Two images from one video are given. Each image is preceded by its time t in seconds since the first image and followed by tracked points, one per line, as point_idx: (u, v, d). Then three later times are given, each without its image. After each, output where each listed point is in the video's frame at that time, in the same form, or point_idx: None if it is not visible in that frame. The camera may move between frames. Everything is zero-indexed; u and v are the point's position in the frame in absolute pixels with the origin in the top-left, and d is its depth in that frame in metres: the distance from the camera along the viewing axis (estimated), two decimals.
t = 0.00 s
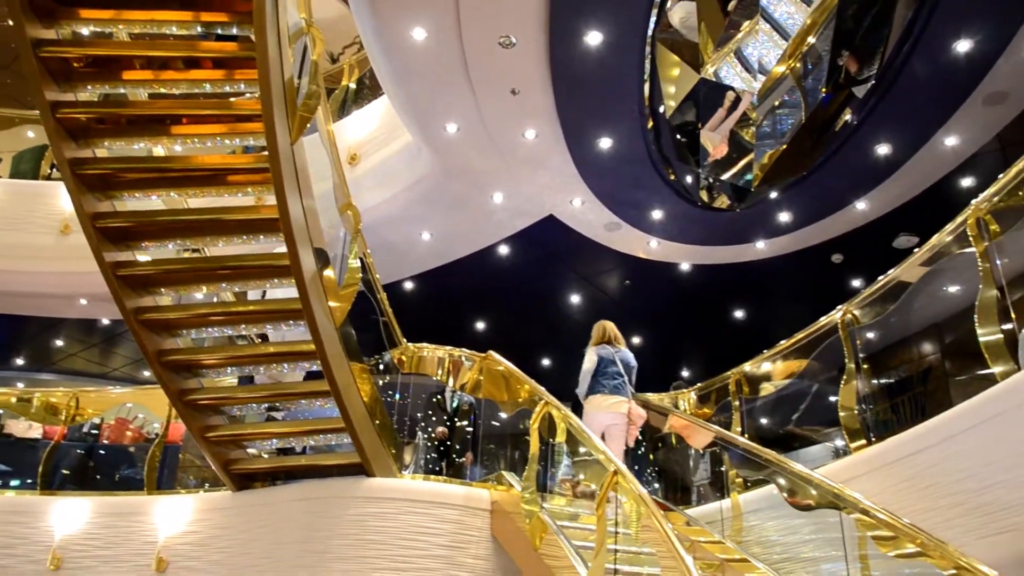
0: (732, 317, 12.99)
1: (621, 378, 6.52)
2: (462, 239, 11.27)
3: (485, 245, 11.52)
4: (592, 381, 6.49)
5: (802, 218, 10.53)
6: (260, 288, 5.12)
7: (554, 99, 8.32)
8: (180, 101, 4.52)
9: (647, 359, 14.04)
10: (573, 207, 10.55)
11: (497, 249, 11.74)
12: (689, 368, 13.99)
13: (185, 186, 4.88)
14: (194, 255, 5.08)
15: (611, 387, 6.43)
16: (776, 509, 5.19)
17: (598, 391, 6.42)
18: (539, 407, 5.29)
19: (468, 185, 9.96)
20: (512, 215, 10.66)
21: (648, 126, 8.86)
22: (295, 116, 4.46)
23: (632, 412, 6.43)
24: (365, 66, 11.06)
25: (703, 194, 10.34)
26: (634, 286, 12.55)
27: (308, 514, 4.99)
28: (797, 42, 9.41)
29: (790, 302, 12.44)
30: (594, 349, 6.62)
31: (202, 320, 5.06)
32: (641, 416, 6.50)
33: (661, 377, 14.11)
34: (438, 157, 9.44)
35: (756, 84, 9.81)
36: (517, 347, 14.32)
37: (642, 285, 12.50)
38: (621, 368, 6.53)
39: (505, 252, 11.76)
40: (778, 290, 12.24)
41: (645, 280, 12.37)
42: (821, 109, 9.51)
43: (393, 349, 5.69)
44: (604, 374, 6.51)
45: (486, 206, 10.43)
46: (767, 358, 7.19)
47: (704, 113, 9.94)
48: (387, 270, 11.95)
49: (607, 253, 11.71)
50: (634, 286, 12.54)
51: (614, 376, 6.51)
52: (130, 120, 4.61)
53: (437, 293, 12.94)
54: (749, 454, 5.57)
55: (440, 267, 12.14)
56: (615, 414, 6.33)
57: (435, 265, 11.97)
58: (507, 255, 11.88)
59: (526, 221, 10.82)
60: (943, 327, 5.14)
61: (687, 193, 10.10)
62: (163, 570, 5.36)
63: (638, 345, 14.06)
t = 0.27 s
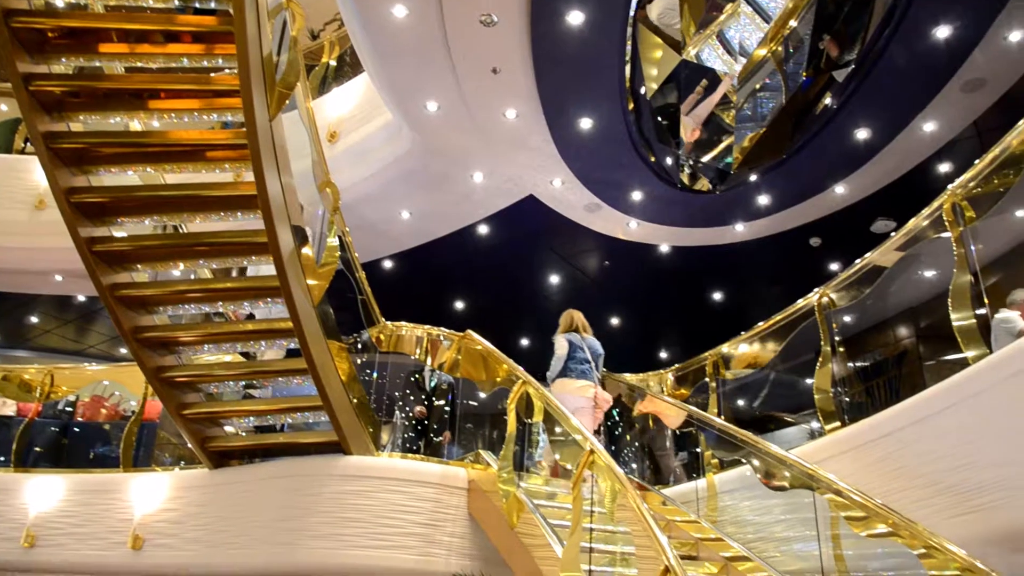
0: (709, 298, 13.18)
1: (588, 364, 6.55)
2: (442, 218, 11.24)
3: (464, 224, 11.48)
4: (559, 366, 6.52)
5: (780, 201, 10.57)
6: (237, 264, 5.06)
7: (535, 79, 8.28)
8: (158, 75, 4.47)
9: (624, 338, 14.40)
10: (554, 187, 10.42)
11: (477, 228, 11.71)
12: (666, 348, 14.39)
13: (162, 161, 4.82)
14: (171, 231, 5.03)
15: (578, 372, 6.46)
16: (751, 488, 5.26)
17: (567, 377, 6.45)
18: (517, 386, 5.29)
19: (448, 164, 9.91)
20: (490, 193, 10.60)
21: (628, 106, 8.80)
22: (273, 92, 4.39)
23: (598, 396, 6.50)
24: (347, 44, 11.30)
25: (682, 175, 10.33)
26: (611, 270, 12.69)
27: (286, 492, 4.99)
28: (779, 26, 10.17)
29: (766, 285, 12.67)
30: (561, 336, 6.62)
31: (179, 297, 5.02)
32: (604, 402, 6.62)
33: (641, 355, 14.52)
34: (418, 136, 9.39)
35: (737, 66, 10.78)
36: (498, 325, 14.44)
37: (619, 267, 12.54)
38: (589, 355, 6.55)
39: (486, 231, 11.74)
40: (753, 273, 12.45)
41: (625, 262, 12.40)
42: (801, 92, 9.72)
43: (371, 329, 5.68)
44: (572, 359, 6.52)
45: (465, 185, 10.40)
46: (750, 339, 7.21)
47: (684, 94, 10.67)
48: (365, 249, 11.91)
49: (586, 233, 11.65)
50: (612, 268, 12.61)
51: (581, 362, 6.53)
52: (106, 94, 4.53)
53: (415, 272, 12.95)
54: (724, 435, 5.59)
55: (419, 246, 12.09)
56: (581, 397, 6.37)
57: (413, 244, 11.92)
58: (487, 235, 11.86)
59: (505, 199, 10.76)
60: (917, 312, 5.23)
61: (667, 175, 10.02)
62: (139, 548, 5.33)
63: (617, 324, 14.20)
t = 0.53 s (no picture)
0: (690, 284, 13.14)
1: (556, 344, 6.65)
2: (424, 203, 11.23)
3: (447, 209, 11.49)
4: (525, 349, 6.61)
5: (762, 185, 10.72)
6: (217, 248, 5.03)
7: (517, 63, 8.27)
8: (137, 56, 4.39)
9: (604, 323, 14.25)
10: (536, 172, 10.51)
11: (458, 212, 11.67)
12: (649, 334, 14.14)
13: (141, 144, 4.77)
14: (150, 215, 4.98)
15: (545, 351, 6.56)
16: (731, 474, 5.37)
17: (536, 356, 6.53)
18: (499, 370, 5.29)
19: (431, 147, 9.91)
20: (473, 177, 10.63)
21: (611, 91, 8.85)
22: (255, 75, 4.32)
23: (568, 373, 6.63)
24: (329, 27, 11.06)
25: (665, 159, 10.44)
26: (596, 254, 12.71)
27: (266, 476, 4.99)
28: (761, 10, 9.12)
29: (746, 271, 12.70)
30: (527, 319, 6.75)
31: (159, 281, 4.97)
32: (577, 377, 6.77)
33: (621, 340, 14.32)
34: (401, 120, 9.37)
35: (719, 51, 9.64)
36: (479, 311, 14.01)
37: (603, 252, 12.63)
38: (555, 335, 6.65)
39: (467, 216, 11.74)
40: (735, 259, 12.50)
41: (608, 248, 12.52)
42: (783, 79, 9.35)
43: (353, 313, 5.67)
44: (539, 340, 6.63)
45: (447, 169, 10.40)
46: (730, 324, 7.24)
47: (667, 81, 9.81)
48: (347, 232, 11.90)
49: (566, 217, 11.73)
50: (595, 253, 12.67)
51: (548, 343, 6.63)
52: (82, 75, 4.47)
53: (395, 251, 12.70)
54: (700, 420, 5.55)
55: (401, 230, 12.09)
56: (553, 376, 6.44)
57: (394, 228, 11.91)
58: (469, 219, 11.83)
59: (487, 183, 10.81)
60: (897, 298, 5.26)
61: (649, 159, 10.17)
62: (118, 532, 5.30)
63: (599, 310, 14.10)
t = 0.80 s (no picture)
0: (678, 272, 12.96)
1: (537, 332, 6.72)
2: (413, 191, 11.24)
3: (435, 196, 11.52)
4: (507, 338, 6.70)
5: (750, 174, 10.77)
6: (205, 236, 5.01)
7: (505, 51, 8.25)
8: (122, 42, 4.35)
9: (591, 311, 13.67)
10: (525, 159, 10.56)
11: (447, 199, 11.88)
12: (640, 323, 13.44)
13: (127, 131, 4.73)
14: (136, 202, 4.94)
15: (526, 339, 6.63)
16: (717, 461, 5.40)
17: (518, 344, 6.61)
18: (487, 357, 5.28)
19: (417, 136, 9.89)
20: (461, 165, 10.64)
21: (598, 80, 8.86)
22: (240, 61, 4.27)
23: (551, 360, 6.73)
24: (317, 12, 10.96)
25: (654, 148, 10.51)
26: (585, 242, 12.90)
27: (254, 465, 4.98)
28: None
29: (734, 259, 12.50)
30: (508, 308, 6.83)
31: (146, 269, 4.95)
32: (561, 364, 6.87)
33: (608, 329, 13.54)
34: (388, 108, 9.33)
35: (708, 38, 9.63)
36: (466, 298, 13.47)
37: (591, 238, 12.78)
38: (535, 322, 6.72)
39: (456, 204, 11.97)
40: (722, 246, 12.42)
41: (596, 238, 12.78)
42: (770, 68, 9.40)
43: (340, 301, 5.67)
44: (520, 329, 6.70)
45: (434, 157, 10.39)
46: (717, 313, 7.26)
47: (654, 68, 9.90)
48: (335, 220, 11.85)
49: (553, 206, 11.95)
50: (582, 242, 12.90)
51: (529, 331, 6.71)
52: (66, 61, 4.43)
53: (383, 238, 12.69)
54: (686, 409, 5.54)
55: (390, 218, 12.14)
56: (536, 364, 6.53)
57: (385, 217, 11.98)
58: (458, 206, 12.03)
59: (475, 171, 10.83)
60: (883, 286, 5.27)
61: (637, 148, 10.25)
62: (106, 522, 5.29)
63: (586, 299, 13.77)
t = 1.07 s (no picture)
0: (666, 262, 13.10)
1: (521, 326, 6.75)
2: (401, 178, 11.19)
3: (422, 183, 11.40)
4: (493, 334, 6.75)
5: (738, 163, 10.81)
6: (190, 221, 4.98)
7: (494, 37, 8.23)
8: (108, 24, 4.30)
9: (580, 300, 13.95)
10: (513, 147, 10.50)
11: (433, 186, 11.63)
12: (625, 312, 13.77)
13: (111, 115, 4.66)
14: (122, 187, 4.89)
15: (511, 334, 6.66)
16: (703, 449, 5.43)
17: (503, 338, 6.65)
18: (473, 345, 5.28)
19: (407, 123, 9.89)
20: (450, 152, 10.62)
21: (587, 67, 8.87)
22: (227, 45, 4.22)
23: (537, 352, 6.72)
24: None
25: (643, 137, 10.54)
26: (574, 231, 12.74)
27: (240, 451, 4.97)
28: None
29: (721, 248, 12.68)
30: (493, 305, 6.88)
31: (132, 254, 4.91)
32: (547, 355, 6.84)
33: (596, 318, 13.94)
34: (376, 93, 9.30)
35: (697, 28, 9.40)
36: (454, 284, 13.78)
37: (579, 228, 12.64)
38: (519, 317, 6.74)
39: (443, 191, 11.68)
40: (710, 235, 12.54)
41: (585, 225, 12.56)
42: (759, 59, 9.25)
43: (327, 288, 5.65)
44: (504, 324, 6.74)
45: (423, 144, 10.37)
46: (704, 302, 7.24)
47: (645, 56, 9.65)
48: (321, 207, 11.78)
49: (541, 194, 11.77)
50: (571, 230, 12.68)
51: (514, 325, 6.74)
52: (50, 43, 4.37)
53: (371, 225, 12.57)
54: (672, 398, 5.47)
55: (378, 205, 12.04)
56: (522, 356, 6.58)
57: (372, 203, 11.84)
58: (446, 193, 11.75)
59: (464, 159, 10.80)
60: (870, 276, 5.30)
61: (626, 136, 10.32)
62: (91, 508, 5.29)
63: (575, 287, 13.91)
